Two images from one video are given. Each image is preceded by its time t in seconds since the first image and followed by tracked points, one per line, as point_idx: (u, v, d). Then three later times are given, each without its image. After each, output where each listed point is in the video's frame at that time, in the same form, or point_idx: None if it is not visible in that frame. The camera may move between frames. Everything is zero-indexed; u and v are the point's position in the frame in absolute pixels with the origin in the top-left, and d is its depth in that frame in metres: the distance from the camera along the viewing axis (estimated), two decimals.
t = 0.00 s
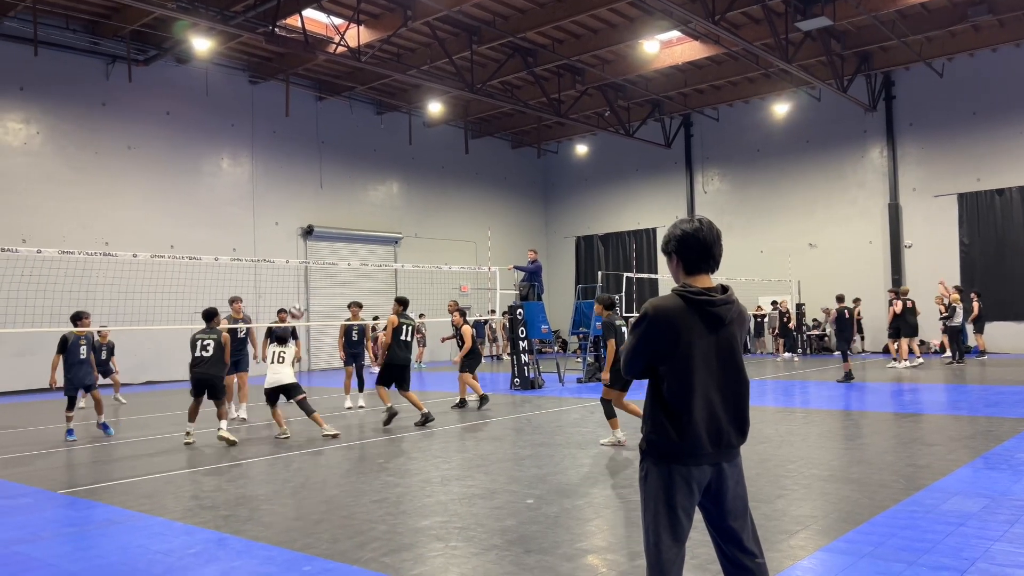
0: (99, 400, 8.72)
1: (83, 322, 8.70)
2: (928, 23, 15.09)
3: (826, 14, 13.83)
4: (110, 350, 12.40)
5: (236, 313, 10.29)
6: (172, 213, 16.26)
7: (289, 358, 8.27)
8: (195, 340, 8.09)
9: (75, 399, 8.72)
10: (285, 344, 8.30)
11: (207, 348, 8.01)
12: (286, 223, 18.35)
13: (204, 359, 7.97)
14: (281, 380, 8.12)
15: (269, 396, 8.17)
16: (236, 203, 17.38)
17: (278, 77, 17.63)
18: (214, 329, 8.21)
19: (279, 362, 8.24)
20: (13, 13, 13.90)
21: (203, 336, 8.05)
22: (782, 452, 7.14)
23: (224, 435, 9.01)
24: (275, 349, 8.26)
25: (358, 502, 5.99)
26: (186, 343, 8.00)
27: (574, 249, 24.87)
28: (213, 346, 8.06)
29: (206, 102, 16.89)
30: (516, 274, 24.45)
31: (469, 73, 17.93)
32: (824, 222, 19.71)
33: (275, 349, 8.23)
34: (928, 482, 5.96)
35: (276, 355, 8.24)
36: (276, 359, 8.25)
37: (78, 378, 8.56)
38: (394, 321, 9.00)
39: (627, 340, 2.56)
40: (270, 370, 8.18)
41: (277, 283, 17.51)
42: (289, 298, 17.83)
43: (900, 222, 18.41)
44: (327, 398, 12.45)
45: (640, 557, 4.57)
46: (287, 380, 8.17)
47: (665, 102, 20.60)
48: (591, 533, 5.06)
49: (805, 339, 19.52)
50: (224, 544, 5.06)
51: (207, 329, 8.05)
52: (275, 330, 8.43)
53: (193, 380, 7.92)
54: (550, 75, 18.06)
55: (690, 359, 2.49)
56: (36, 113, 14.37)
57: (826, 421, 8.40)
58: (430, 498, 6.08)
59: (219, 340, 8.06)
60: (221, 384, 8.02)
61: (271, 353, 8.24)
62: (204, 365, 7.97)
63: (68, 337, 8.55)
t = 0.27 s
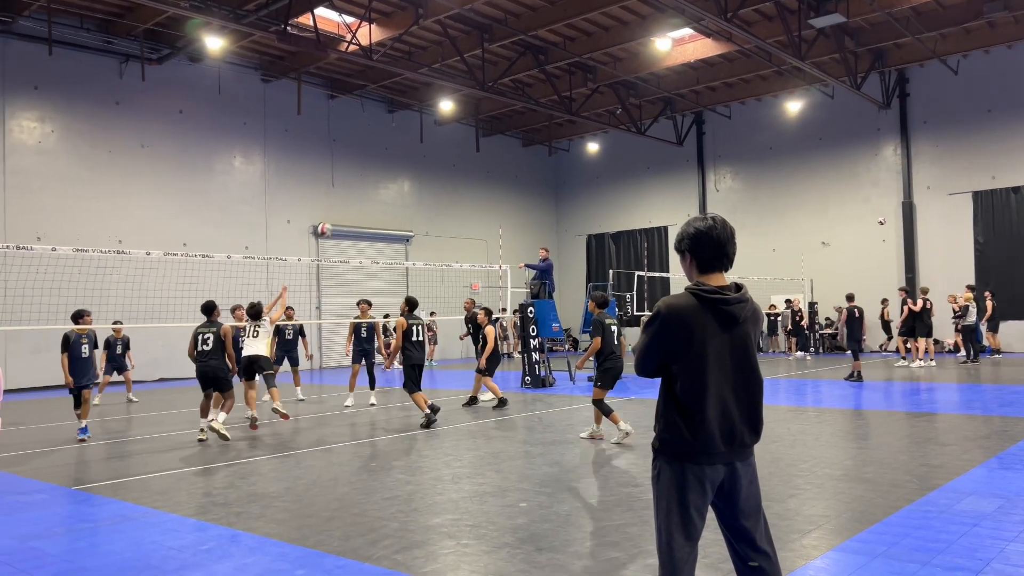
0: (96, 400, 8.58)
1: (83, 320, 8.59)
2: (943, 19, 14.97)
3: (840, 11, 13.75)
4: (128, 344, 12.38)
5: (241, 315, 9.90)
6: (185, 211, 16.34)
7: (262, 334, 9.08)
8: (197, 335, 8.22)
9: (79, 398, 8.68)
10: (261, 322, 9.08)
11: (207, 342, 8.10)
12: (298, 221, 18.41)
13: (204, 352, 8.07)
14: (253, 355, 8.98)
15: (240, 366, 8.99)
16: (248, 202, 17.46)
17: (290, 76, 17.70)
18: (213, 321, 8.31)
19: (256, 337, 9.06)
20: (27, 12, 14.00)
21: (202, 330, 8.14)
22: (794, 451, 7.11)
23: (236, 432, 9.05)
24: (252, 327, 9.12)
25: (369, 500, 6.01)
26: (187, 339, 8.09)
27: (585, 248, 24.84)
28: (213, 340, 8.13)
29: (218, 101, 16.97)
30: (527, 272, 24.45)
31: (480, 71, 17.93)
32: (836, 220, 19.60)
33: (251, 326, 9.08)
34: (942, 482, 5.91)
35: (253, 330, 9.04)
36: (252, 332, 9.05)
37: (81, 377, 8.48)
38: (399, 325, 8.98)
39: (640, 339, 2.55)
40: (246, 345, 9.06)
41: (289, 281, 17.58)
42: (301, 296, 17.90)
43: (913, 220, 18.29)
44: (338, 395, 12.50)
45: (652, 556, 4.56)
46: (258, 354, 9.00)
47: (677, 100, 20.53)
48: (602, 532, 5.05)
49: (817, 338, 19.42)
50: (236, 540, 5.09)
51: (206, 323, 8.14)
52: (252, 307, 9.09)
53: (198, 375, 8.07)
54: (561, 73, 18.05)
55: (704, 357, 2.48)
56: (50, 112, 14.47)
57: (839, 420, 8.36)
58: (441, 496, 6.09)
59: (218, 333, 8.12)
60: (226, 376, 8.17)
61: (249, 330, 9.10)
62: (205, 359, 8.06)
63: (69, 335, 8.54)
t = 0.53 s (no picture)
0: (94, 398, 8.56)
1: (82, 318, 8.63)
2: (954, 17, 14.88)
3: (850, 8, 13.68)
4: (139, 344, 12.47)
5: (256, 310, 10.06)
6: (195, 209, 16.40)
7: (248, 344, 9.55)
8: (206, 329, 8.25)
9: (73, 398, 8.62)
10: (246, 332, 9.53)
11: (215, 337, 8.13)
12: (307, 220, 18.45)
13: (212, 347, 8.11)
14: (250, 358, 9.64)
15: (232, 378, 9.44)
16: (257, 200, 17.52)
17: (299, 74, 17.74)
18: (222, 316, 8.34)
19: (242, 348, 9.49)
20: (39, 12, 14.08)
21: (212, 325, 8.17)
22: (804, 450, 7.09)
23: (246, 430, 9.09)
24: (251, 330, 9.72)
25: (378, 498, 6.03)
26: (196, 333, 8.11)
27: (593, 246, 24.81)
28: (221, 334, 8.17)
29: (228, 100, 17.03)
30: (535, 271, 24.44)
31: (488, 69, 17.93)
32: (846, 219, 19.51)
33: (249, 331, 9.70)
34: (953, 482, 5.88)
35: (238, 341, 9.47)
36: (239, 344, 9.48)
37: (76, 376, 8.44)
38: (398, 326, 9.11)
39: (649, 337, 2.55)
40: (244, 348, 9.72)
41: (298, 279, 17.63)
42: (310, 294, 17.95)
43: (924, 218, 18.19)
44: (347, 394, 12.54)
45: (660, 555, 4.56)
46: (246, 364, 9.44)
47: (686, 98, 20.47)
48: (610, 530, 5.05)
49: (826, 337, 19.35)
50: (246, 538, 5.11)
51: (216, 318, 8.18)
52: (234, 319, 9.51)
53: (204, 369, 8.12)
54: (570, 71, 18.03)
55: (712, 357, 2.48)
56: (61, 111, 14.54)
57: (848, 420, 8.33)
58: (449, 494, 6.10)
59: (226, 328, 8.15)
60: (231, 372, 8.22)
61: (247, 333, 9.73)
62: (212, 353, 8.10)
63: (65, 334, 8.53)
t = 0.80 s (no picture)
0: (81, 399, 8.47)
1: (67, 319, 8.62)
2: (961, 15, 14.83)
3: (857, 7, 13.64)
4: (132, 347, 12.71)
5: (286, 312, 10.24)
6: (200, 208, 16.43)
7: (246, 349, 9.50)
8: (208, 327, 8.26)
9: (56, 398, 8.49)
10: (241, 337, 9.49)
11: (218, 333, 8.14)
12: (312, 219, 18.48)
13: (215, 344, 8.11)
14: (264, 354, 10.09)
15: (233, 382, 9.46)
16: (263, 199, 17.55)
17: (304, 74, 17.76)
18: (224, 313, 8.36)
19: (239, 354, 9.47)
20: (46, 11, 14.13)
21: (214, 322, 8.19)
22: (810, 449, 7.07)
23: (252, 428, 9.12)
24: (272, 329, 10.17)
25: (383, 496, 6.04)
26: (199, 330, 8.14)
27: (599, 245, 24.79)
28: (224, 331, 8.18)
29: (234, 99, 17.07)
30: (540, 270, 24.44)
31: (493, 68, 17.94)
32: (853, 217, 19.46)
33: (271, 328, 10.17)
34: (959, 482, 5.86)
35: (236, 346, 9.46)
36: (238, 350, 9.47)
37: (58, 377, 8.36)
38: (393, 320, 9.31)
39: (654, 337, 2.54)
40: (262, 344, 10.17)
41: (303, 278, 17.67)
42: (315, 293, 17.99)
43: (930, 217, 18.13)
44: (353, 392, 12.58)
45: (666, 554, 4.55)
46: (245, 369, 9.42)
47: (692, 96, 20.43)
48: (616, 530, 5.04)
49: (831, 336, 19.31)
50: (252, 536, 5.12)
51: (218, 315, 8.19)
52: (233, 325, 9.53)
53: (206, 366, 8.10)
54: (576, 70, 18.02)
55: (718, 356, 2.47)
56: (67, 111, 14.59)
57: (854, 419, 8.31)
58: (454, 493, 6.10)
59: (229, 324, 8.16)
60: (234, 369, 8.21)
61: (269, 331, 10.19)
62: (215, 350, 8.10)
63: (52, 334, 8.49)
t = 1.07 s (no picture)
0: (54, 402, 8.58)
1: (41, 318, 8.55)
2: (965, 13, 14.79)
3: (859, 6, 13.62)
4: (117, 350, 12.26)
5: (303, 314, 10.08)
6: (203, 209, 16.45)
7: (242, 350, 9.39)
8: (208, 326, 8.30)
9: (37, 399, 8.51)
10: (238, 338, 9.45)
11: (218, 333, 8.16)
12: (315, 219, 18.49)
13: (214, 344, 8.15)
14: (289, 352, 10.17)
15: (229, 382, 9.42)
16: (266, 198, 17.58)
17: (307, 74, 17.77)
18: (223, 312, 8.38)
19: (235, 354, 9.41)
20: (49, 12, 14.15)
21: (213, 321, 8.21)
22: (813, 449, 7.07)
23: (255, 428, 9.13)
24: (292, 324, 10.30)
25: (385, 496, 6.05)
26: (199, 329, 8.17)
27: (601, 245, 24.78)
28: (223, 330, 8.19)
29: (237, 100, 17.09)
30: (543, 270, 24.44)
31: (496, 68, 17.93)
32: (856, 217, 19.44)
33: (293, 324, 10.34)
34: (962, 482, 5.85)
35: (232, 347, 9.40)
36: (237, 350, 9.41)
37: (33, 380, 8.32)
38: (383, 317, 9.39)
39: (655, 337, 2.54)
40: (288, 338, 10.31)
41: (306, 277, 17.70)
42: (318, 293, 18.01)
43: (934, 216, 18.10)
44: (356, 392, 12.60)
45: (668, 554, 4.55)
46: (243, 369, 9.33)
47: (694, 96, 20.40)
48: (618, 530, 5.04)
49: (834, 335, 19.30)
50: (254, 536, 5.12)
51: (217, 314, 8.21)
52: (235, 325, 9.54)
53: (207, 365, 8.14)
54: (578, 70, 18.02)
55: (719, 356, 2.47)
56: (70, 111, 14.61)
57: (857, 419, 8.30)
58: (457, 492, 6.11)
59: (228, 324, 8.17)
60: (233, 368, 8.24)
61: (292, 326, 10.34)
62: (215, 350, 8.13)
63: (33, 331, 8.37)
